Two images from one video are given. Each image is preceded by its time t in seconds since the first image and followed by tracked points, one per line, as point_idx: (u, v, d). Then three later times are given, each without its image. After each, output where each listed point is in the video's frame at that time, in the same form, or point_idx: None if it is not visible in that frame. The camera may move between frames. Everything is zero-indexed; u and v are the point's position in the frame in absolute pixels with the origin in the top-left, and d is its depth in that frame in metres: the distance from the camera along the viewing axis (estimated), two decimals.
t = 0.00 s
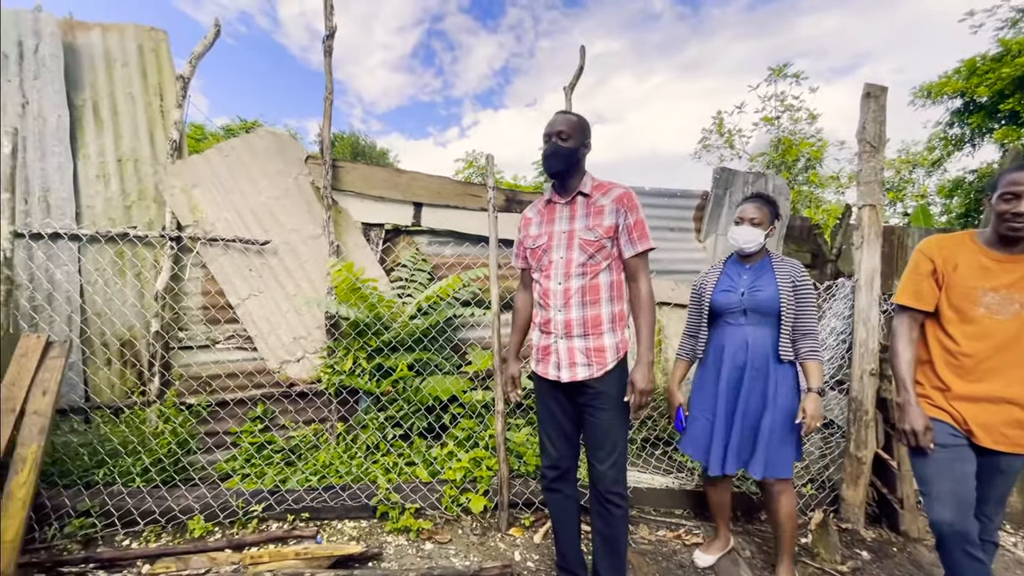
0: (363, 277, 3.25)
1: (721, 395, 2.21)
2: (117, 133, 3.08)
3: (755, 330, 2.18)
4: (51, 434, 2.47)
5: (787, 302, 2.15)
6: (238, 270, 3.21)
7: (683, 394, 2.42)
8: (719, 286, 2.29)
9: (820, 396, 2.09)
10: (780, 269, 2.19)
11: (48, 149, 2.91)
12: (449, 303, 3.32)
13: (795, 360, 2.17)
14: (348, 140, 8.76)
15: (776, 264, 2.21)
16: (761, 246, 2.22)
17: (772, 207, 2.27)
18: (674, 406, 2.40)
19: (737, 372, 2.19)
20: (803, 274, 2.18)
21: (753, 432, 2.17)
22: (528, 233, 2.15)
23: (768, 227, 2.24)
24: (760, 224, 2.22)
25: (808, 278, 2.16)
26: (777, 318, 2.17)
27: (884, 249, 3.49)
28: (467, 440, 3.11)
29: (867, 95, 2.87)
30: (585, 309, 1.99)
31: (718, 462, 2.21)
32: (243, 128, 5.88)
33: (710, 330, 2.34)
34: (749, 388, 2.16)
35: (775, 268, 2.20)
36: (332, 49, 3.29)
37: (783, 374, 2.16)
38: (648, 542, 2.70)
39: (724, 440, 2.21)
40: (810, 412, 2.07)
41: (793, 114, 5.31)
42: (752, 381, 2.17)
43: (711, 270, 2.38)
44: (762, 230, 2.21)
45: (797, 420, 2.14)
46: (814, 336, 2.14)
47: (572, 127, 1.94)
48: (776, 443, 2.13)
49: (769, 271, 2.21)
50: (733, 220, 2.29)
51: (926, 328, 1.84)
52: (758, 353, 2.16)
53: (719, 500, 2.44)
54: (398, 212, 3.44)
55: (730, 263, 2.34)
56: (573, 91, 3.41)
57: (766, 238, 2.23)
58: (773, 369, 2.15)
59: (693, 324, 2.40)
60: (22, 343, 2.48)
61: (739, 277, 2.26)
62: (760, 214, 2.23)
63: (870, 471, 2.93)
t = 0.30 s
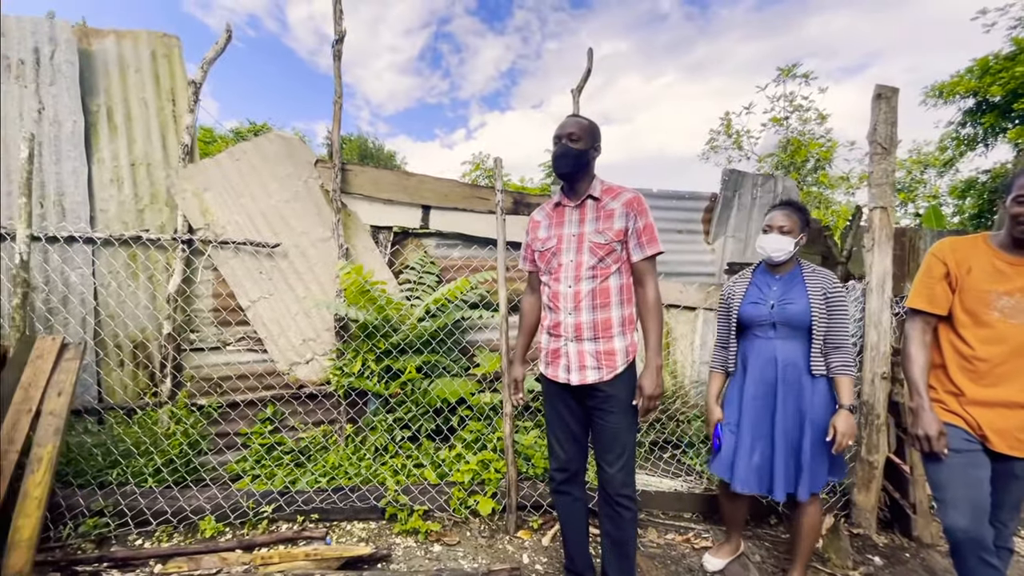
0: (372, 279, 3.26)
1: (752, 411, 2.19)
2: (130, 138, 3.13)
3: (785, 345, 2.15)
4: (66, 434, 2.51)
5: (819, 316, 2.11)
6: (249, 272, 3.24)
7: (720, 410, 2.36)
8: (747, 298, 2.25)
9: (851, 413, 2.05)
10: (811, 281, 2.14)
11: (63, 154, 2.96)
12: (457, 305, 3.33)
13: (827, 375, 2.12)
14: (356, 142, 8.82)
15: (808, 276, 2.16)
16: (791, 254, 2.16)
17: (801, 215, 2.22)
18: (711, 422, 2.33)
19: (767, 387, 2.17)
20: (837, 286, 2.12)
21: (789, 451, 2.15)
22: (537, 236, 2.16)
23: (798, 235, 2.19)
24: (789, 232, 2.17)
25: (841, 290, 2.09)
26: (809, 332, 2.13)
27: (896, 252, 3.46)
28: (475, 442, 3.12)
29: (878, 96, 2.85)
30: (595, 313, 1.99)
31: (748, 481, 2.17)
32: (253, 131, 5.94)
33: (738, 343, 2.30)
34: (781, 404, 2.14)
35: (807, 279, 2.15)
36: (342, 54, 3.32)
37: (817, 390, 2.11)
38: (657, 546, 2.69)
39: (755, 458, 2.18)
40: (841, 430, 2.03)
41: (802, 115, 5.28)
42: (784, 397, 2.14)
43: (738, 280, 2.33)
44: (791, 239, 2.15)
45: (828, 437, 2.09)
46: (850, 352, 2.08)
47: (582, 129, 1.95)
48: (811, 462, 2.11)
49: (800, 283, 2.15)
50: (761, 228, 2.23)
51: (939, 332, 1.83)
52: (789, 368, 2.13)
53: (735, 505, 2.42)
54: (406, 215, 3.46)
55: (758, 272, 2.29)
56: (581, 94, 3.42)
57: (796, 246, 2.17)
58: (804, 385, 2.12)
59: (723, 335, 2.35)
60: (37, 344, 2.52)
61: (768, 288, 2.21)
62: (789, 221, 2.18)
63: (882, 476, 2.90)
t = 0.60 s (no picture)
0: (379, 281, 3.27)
1: (769, 416, 2.17)
2: (141, 141, 3.16)
3: (802, 350, 2.11)
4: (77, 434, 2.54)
5: (840, 321, 2.06)
6: (257, 274, 3.26)
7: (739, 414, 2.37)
8: (768, 301, 2.23)
9: (881, 427, 2.02)
10: (835, 286, 2.10)
11: (75, 157, 3.00)
12: (464, 307, 3.33)
13: (854, 384, 2.08)
14: (362, 144, 8.86)
15: (832, 281, 2.12)
16: (814, 259, 2.14)
17: (826, 218, 2.21)
18: (727, 426, 2.34)
19: (783, 393, 2.15)
20: (862, 291, 2.07)
21: (809, 462, 2.10)
22: (545, 237, 2.16)
23: (823, 238, 2.17)
24: (813, 234, 2.16)
25: (867, 296, 2.04)
26: (829, 337, 2.09)
27: (906, 253, 3.43)
28: (481, 444, 3.12)
29: (887, 96, 2.83)
30: (601, 314, 1.99)
31: (767, 489, 2.15)
32: (259, 134, 5.98)
33: (759, 346, 2.29)
34: (798, 411, 2.10)
35: (830, 284, 2.11)
36: (349, 57, 3.34)
37: (837, 398, 2.07)
38: (664, 548, 2.67)
39: (775, 465, 2.16)
40: (870, 444, 2.02)
41: (809, 115, 5.24)
42: (801, 403, 2.10)
43: (762, 283, 2.32)
44: (816, 242, 2.14)
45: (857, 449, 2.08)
46: (873, 359, 2.04)
47: (589, 130, 1.96)
48: (834, 474, 2.05)
49: (823, 288, 2.12)
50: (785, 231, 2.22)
51: (950, 333, 1.81)
52: (804, 374, 2.10)
53: (748, 510, 2.39)
54: (412, 216, 3.47)
55: (782, 275, 2.27)
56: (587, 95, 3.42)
57: (821, 249, 2.15)
58: (823, 391, 2.08)
59: (744, 338, 2.35)
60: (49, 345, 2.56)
61: (790, 292, 2.19)
62: (814, 224, 2.16)
63: (892, 479, 2.87)
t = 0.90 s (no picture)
0: (384, 283, 3.29)
1: (778, 418, 2.17)
2: (150, 145, 3.20)
3: (815, 353, 2.10)
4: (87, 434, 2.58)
5: (855, 325, 2.04)
6: (264, 277, 3.29)
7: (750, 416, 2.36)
8: (781, 303, 2.22)
9: (883, 431, 1.99)
10: (850, 289, 2.08)
11: (86, 161, 3.04)
12: (469, 309, 3.34)
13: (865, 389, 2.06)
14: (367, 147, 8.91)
15: (848, 284, 2.10)
16: (830, 262, 2.12)
17: (843, 221, 2.17)
18: (739, 426, 2.34)
19: (793, 396, 2.14)
20: (879, 295, 2.05)
21: (813, 464, 2.09)
22: (551, 240, 2.17)
23: (838, 241, 2.14)
24: (828, 237, 2.12)
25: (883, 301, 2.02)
26: (843, 342, 2.07)
27: (913, 254, 3.41)
28: (487, 446, 3.12)
29: (893, 97, 2.82)
30: (605, 317, 1.99)
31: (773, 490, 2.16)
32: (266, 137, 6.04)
33: (770, 348, 2.28)
34: (808, 414, 2.09)
35: (846, 287, 2.09)
36: (355, 61, 3.37)
37: (849, 403, 2.05)
38: (670, 551, 2.67)
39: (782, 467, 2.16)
40: (867, 446, 1.98)
41: (816, 115, 5.22)
42: (811, 407, 2.09)
43: (776, 284, 2.30)
44: (832, 245, 2.11)
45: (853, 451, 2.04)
46: (887, 365, 2.02)
47: (596, 134, 1.96)
48: (839, 479, 2.04)
49: (838, 292, 2.10)
50: (800, 233, 2.19)
51: (958, 337, 1.80)
52: (817, 377, 2.09)
53: (756, 512, 2.37)
54: (418, 219, 3.50)
55: (797, 277, 2.25)
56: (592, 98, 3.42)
57: (837, 252, 2.12)
58: (834, 396, 2.06)
59: (755, 340, 2.35)
60: (60, 347, 2.59)
61: (805, 295, 2.17)
62: (830, 227, 2.13)
63: (900, 483, 2.86)
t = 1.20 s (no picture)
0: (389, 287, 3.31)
1: (787, 422, 2.15)
2: (158, 150, 3.23)
3: (825, 356, 2.09)
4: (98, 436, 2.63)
5: (866, 329, 2.03)
6: (270, 280, 3.32)
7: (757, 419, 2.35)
8: (791, 306, 2.22)
9: (886, 434, 1.98)
10: (862, 293, 2.07)
11: (96, 166, 3.09)
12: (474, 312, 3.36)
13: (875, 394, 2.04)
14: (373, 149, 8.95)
15: (859, 287, 2.09)
16: (841, 265, 2.11)
17: (853, 224, 2.17)
18: (745, 430, 2.33)
19: (802, 400, 2.13)
20: (891, 299, 2.03)
21: (822, 467, 2.09)
22: (553, 241, 2.17)
23: (849, 245, 2.13)
24: (839, 241, 2.12)
25: (895, 305, 2.00)
26: (853, 346, 2.06)
27: (921, 257, 3.39)
28: (491, 449, 3.13)
29: (900, 99, 2.81)
30: (608, 320, 2.00)
31: (780, 493, 2.15)
32: (273, 139, 6.09)
33: (780, 351, 2.27)
34: (817, 418, 2.08)
35: (857, 291, 2.08)
36: (361, 65, 3.40)
37: (858, 407, 2.04)
38: (675, 555, 2.67)
39: (790, 470, 2.15)
40: (870, 451, 1.98)
41: (822, 116, 5.19)
42: (820, 410, 2.08)
43: (786, 287, 2.30)
44: (842, 249, 2.10)
45: (854, 454, 2.03)
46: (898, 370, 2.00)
47: (597, 138, 1.96)
48: (846, 483, 2.04)
49: (849, 295, 2.09)
50: (810, 237, 2.19)
51: (966, 341, 1.80)
52: (827, 381, 2.08)
53: (761, 516, 2.37)
54: (422, 222, 3.51)
55: (808, 280, 2.24)
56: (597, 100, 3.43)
57: (848, 256, 2.12)
58: (844, 400, 2.05)
59: (764, 343, 2.34)
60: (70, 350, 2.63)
61: (815, 298, 2.16)
62: (840, 231, 2.12)
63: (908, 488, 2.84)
